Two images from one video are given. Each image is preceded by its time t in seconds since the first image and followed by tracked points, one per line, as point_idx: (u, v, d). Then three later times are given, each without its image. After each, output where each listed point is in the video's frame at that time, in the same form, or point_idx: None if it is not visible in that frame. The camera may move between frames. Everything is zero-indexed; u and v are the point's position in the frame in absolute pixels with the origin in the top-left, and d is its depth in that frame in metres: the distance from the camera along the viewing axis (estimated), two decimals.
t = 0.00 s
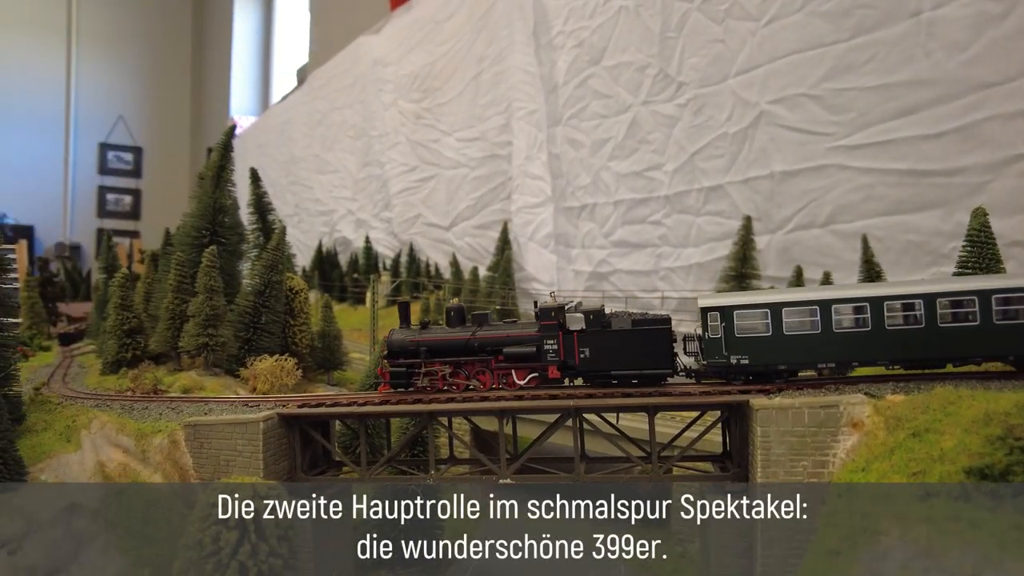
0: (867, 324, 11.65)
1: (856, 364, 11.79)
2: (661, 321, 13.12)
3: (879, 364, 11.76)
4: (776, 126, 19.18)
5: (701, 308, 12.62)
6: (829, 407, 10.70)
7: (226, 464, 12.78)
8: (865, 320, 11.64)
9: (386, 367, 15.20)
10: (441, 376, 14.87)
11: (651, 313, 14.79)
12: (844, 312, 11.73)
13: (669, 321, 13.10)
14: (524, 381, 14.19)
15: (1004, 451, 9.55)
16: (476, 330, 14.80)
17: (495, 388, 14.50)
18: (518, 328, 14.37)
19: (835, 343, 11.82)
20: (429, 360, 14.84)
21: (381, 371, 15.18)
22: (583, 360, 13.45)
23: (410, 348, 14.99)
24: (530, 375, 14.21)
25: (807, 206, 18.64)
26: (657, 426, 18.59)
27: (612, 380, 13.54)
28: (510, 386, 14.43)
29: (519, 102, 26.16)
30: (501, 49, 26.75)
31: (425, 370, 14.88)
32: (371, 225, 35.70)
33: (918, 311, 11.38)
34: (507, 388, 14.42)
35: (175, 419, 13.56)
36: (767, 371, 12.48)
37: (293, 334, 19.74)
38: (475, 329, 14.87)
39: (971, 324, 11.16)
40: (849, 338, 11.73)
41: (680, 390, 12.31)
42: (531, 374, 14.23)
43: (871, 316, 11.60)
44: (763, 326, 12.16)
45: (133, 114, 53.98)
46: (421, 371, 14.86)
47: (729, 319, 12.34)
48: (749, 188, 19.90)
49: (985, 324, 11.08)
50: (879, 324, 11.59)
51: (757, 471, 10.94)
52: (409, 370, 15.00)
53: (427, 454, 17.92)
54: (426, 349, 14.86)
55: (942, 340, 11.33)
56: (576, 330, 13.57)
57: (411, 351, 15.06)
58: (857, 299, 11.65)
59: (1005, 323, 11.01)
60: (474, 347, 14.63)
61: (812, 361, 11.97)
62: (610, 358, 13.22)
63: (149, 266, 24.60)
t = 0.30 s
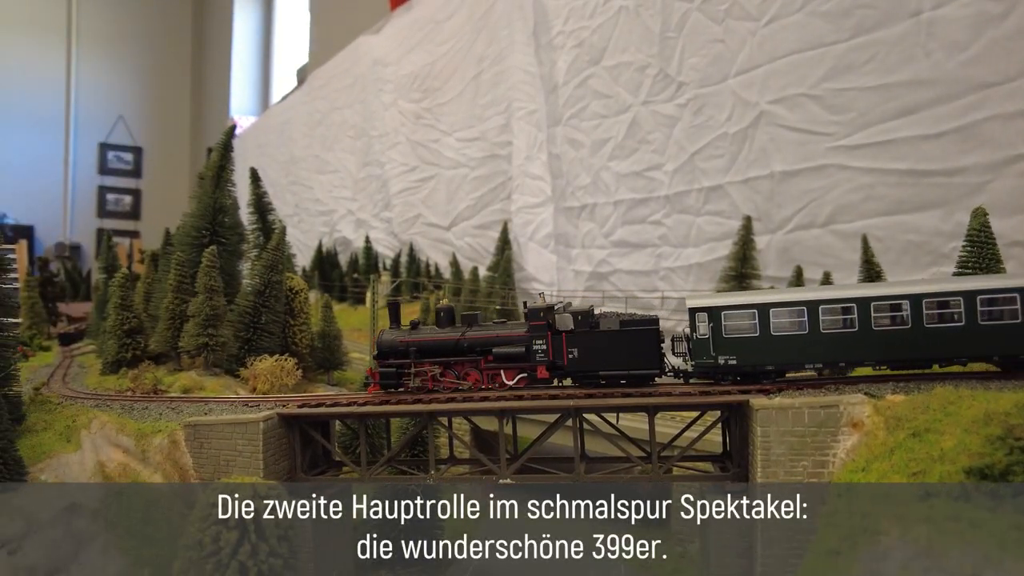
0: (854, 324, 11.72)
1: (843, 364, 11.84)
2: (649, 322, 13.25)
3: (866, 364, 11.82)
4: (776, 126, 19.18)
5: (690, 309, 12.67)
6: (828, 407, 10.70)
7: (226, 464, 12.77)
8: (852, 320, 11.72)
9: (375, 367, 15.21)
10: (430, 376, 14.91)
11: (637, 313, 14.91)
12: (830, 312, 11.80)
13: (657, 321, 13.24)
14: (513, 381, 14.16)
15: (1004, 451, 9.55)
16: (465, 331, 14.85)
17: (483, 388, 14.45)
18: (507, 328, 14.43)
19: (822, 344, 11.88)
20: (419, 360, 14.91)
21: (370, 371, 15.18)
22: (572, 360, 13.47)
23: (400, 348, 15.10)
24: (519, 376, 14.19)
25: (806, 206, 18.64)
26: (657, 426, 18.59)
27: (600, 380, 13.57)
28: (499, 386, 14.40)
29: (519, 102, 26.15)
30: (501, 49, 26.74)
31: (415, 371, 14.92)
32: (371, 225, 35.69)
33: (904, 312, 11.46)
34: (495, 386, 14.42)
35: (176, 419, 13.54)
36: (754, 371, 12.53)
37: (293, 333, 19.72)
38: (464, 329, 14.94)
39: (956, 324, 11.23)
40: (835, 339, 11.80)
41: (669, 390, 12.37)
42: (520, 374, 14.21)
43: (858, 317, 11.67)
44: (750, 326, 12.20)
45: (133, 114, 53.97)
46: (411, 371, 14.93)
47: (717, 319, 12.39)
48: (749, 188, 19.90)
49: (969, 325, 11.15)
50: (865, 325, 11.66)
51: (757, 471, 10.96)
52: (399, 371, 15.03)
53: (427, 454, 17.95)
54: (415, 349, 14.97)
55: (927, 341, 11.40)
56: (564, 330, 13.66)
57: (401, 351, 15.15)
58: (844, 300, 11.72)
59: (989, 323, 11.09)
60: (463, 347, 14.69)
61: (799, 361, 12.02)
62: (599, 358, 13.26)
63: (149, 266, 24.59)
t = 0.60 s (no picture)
0: (841, 325, 11.77)
1: (831, 364, 11.89)
2: (637, 322, 13.27)
3: (853, 364, 11.86)
4: (776, 126, 19.18)
5: (678, 309, 12.73)
6: (828, 407, 10.69)
7: (226, 464, 12.77)
8: (839, 320, 11.77)
9: (366, 368, 15.20)
10: (421, 377, 14.80)
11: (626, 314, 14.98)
12: (818, 313, 11.84)
13: (646, 322, 13.24)
14: (502, 381, 14.17)
15: (1004, 451, 9.55)
16: (455, 332, 14.73)
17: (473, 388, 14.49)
18: (497, 329, 14.33)
19: (809, 344, 11.93)
20: (409, 360, 14.84)
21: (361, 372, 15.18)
22: (561, 360, 13.53)
23: (390, 349, 15.01)
24: (508, 376, 14.17)
25: (807, 206, 18.64)
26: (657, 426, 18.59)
27: (589, 380, 13.62)
28: (490, 386, 14.42)
29: (519, 102, 26.14)
30: (501, 49, 26.75)
31: (405, 372, 14.82)
32: (371, 225, 35.68)
33: (890, 312, 11.51)
34: (484, 386, 14.47)
35: (176, 419, 13.50)
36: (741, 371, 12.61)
37: (293, 334, 19.73)
38: (455, 329, 14.85)
39: (942, 324, 11.28)
40: (822, 338, 11.84)
41: (659, 391, 12.35)
42: (509, 374, 14.19)
43: (845, 317, 11.72)
44: (738, 326, 12.28)
45: (133, 114, 53.94)
46: (402, 372, 14.87)
47: (704, 320, 12.47)
48: (749, 188, 19.90)
49: (955, 324, 11.21)
50: (853, 325, 11.71)
51: (757, 471, 10.96)
52: (389, 372, 15.00)
53: (427, 454, 18.03)
54: (406, 350, 14.88)
55: (914, 341, 11.45)
56: (553, 331, 13.65)
57: (391, 352, 15.05)
58: (831, 300, 11.76)
59: (975, 323, 11.13)
60: (454, 347, 14.55)
61: (787, 361, 12.09)
62: (587, 358, 13.33)
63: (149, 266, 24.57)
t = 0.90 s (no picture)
0: (826, 325, 11.81)
1: (816, 365, 11.94)
2: (623, 323, 13.30)
3: (839, 365, 11.90)
4: (776, 126, 19.18)
5: (665, 310, 12.77)
6: (828, 407, 10.60)
7: (226, 464, 12.58)
8: (825, 321, 11.80)
9: (354, 369, 15.04)
10: (410, 378, 14.63)
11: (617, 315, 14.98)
12: (804, 313, 11.87)
13: (632, 322, 13.30)
14: (490, 382, 14.15)
15: (1004, 451, 9.58)
16: (443, 333, 14.64)
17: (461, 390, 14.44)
18: (486, 330, 14.34)
19: (795, 344, 11.97)
20: (398, 361, 14.66)
21: (349, 372, 15.04)
22: (547, 361, 13.55)
23: (378, 349, 14.82)
24: (496, 377, 14.16)
25: (807, 206, 18.64)
26: (657, 426, 18.60)
27: (576, 380, 13.62)
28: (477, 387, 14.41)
29: (519, 102, 26.13)
30: (501, 49, 26.74)
31: (394, 372, 14.68)
32: (371, 225, 35.67)
33: (875, 312, 11.55)
34: (472, 387, 14.43)
35: (175, 418, 13.30)
36: (727, 371, 12.66)
37: (293, 334, 19.73)
38: (443, 331, 14.75)
39: (926, 325, 11.33)
40: (808, 339, 11.89)
41: (646, 391, 12.40)
42: (497, 375, 14.18)
43: (831, 317, 11.75)
44: (725, 327, 12.32)
45: (133, 113, 53.90)
46: (391, 372, 14.67)
47: (691, 321, 12.51)
48: (749, 188, 19.90)
49: (939, 325, 11.27)
50: (838, 325, 11.75)
51: (757, 471, 10.86)
52: (378, 373, 14.85)
53: (427, 454, 18.05)
54: (394, 351, 14.71)
55: (899, 341, 11.51)
56: (541, 332, 13.66)
57: (380, 352, 14.87)
58: (818, 301, 11.78)
59: (959, 324, 11.20)
60: (442, 348, 14.45)
61: (773, 361, 12.13)
62: (573, 359, 13.34)
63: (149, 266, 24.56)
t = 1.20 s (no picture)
0: (814, 326, 11.88)
1: (804, 365, 11.99)
2: (612, 323, 13.25)
3: (827, 365, 11.96)
4: (776, 126, 19.18)
5: (654, 310, 12.82)
6: (828, 407, 10.60)
7: (226, 464, 12.58)
8: (812, 321, 11.87)
9: (344, 370, 15.06)
10: (400, 378, 14.65)
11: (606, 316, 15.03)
12: (791, 314, 11.92)
13: (621, 322, 13.28)
14: (479, 383, 14.15)
15: (1004, 451, 9.58)
16: (434, 333, 14.69)
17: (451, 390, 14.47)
18: (476, 331, 14.25)
19: (783, 345, 12.01)
20: (388, 362, 14.71)
21: (339, 373, 15.02)
22: (537, 362, 13.58)
23: (368, 350, 14.87)
24: (485, 377, 14.15)
25: (807, 206, 18.64)
26: (657, 426, 18.60)
27: (565, 380, 13.60)
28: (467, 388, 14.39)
29: (519, 102, 26.12)
30: (501, 49, 26.73)
31: (384, 373, 14.70)
32: (371, 225, 35.66)
33: (863, 313, 11.61)
34: (462, 389, 14.39)
35: (175, 418, 13.30)
36: (715, 372, 12.70)
37: (293, 334, 19.74)
38: (432, 332, 14.76)
39: (912, 326, 11.40)
40: (795, 339, 11.94)
41: (634, 391, 12.47)
42: (486, 376, 14.16)
43: (818, 318, 11.81)
44: (713, 327, 12.37)
45: (133, 113, 53.88)
46: (380, 373, 14.69)
47: (679, 321, 12.55)
48: (749, 188, 19.90)
49: (925, 327, 11.33)
50: (825, 326, 11.81)
51: (757, 471, 10.86)
52: (368, 373, 14.81)
53: (427, 454, 18.04)
54: (384, 352, 14.79)
55: (886, 342, 11.57)
56: (530, 332, 13.68)
57: (370, 353, 14.92)
58: (805, 302, 11.84)
59: (944, 325, 11.26)
60: (432, 349, 14.47)
61: (760, 362, 12.18)
62: (563, 359, 13.33)
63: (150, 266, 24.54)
